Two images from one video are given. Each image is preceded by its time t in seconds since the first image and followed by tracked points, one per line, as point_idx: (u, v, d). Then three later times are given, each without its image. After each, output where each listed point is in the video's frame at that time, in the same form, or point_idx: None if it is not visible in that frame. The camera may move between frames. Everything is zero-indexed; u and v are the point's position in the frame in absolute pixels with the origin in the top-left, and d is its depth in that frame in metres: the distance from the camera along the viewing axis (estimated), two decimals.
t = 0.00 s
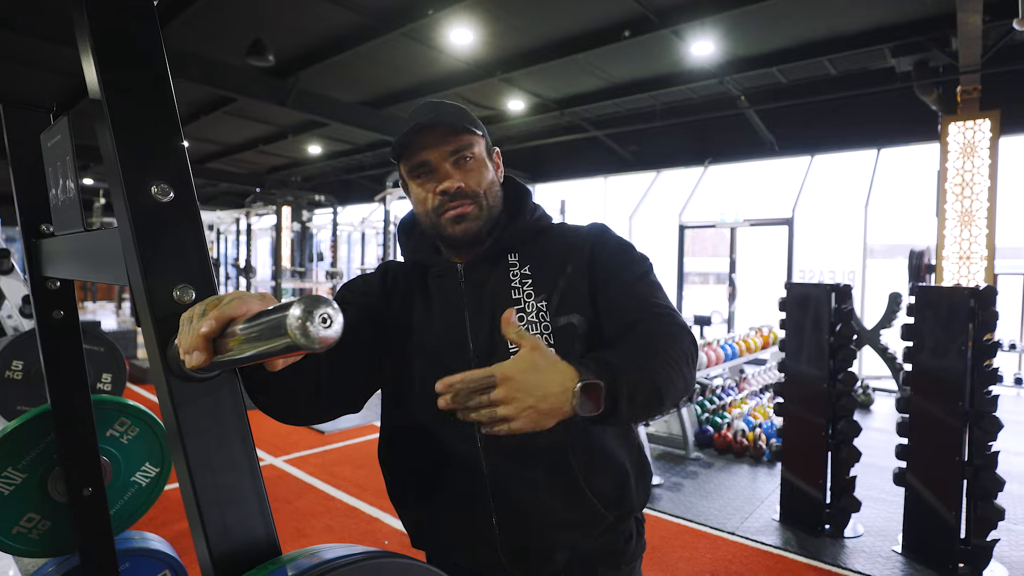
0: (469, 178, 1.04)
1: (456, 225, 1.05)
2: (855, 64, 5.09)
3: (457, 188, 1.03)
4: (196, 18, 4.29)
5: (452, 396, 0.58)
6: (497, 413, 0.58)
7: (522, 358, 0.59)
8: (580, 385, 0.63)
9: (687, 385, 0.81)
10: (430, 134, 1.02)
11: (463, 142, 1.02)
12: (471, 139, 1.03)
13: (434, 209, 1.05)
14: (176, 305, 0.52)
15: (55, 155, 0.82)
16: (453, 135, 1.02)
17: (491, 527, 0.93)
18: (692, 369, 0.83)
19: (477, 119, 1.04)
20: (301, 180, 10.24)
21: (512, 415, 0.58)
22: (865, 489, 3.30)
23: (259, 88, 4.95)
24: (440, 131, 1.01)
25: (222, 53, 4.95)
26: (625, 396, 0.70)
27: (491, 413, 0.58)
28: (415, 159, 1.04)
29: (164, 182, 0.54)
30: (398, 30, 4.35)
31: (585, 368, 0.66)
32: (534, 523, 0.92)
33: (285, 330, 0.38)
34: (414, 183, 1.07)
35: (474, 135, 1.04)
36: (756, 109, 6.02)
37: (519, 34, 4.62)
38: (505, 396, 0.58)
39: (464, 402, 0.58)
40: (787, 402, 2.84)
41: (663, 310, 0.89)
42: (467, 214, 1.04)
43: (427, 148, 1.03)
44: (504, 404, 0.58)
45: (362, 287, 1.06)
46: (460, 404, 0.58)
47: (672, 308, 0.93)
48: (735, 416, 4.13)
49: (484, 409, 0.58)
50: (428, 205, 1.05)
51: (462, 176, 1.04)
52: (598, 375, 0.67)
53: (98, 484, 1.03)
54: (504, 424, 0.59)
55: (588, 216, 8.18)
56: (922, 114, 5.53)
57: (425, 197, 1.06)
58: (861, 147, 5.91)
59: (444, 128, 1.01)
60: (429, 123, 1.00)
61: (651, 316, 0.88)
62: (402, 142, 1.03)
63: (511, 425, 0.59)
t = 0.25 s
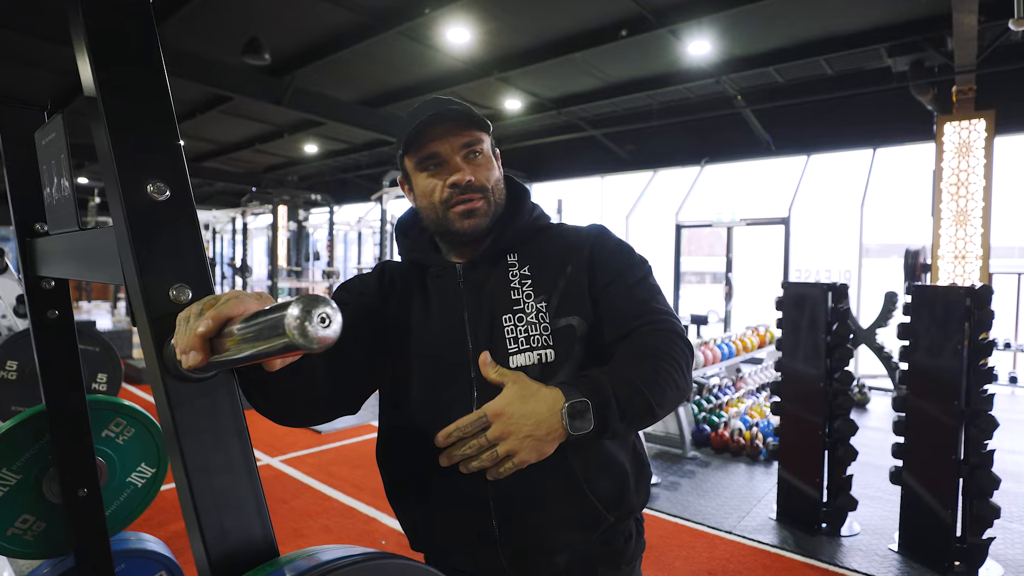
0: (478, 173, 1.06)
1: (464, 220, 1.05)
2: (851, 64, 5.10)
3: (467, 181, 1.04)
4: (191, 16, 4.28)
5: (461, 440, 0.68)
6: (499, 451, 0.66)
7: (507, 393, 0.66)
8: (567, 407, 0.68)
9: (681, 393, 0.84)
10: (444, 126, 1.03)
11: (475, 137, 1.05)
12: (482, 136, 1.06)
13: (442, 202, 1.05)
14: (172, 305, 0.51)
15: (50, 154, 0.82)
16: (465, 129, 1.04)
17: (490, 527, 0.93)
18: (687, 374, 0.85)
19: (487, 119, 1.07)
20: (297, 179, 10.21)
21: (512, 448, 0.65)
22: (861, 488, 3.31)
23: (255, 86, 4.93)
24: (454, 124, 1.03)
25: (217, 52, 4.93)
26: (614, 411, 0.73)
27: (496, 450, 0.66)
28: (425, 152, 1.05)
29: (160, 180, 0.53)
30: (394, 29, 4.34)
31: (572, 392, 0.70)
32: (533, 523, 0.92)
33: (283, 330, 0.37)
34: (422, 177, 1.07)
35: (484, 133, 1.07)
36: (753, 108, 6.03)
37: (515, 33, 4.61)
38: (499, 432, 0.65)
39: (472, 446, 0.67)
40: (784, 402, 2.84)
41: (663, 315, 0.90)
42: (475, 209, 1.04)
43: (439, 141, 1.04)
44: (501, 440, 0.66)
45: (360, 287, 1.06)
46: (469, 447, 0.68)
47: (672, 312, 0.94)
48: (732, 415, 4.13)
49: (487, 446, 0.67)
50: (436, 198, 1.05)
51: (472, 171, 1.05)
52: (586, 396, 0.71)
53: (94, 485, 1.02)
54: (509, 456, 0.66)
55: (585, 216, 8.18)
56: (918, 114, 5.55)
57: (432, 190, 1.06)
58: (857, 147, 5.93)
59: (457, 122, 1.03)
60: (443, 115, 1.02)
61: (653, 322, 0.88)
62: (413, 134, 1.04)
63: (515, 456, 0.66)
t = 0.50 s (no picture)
0: (481, 168, 1.06)
1: (467, 214, 1.04)
2: (846, 64, 5.11)
3: (470, 175, 1.04)
4: (186, 15, 4.26)
5: (457, 443, 0.67)
6: (496, 452, 0.65)
7: (505, 395, 0.66)
8: (565, 409, 0.68)
9: (680, 391, 0.84)
10: (448, 119, 1.04)
11: (478, 133, 1.06)
12: (485, 132, 1.07)
13: (444, 196, 1.04)
14: (169, 304, 0.51)
15: (44, 152, 0.81)
16: (469, 125, 1.05)
17: (488, 528, 0.93)
18: (685, 374, 0.85)
19: (490, 117, 1.09)
20: (293, 178, 10.18)
21: (511, 449, 0.65)
22: (857, 486, 3.33)
23: (250, 86, 4.91)
24: (458, 118, 1.05)
25: (212, 51, 4.91)
26: (612, 412, 0.73)
27: (493, 451, 0.66)
28: (429, 145, 1.06)
29: (157, 179, 0.53)
30: (390, 28, 4.34)
31: (570, 393, 0.70)
32: (532, 523, 0.92)
33: (280, 328, 0.37)
34: (425, 171, 1.07)
35: (486, 130, 1.08)
36: (749, 108, 6.04)
37: (512, 33, 4.61)
38: (497, 435, 0.65)
39: (469, 447, 0.67)
40: (781, 401, 2.84)
41: (662, 316, 0.91)
42: (477, 203, 1.04)
43: (443, 135, 1.05)
44: (500, 443, 0.65)
45: (357, 286, 1.05)
46: (466, 448, 0.67)
47: (672, 312, 0.94)
48: (728, 414, 4.14)
49: (485, 448, 0.66)
50: (438, 191, 1.05)
51: (474, 165, 1.06)
52: (585, 398, 0.71)
53: (89, 486, 1.02)
54: (509, 458, 0.66)
55: (581, 215, 8.18)
56: (913, 114, 5.58)
57: (435, 183, 1.05)
58: (853, 146, 5.95)
59: (461, 117, 1.05)
60: (448, 109, 1.03)
61: (652, 323, 0.88)
62: (416, 128, 1.05)
63: (514, 457, 0.66)
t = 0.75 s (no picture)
0: (481, 166, 1.06)
1: (466, 213, 1.04)
2: (843, 63, 5.12)
3: (469, 174, 1.04)
4: (182, 13, 4.25)
5: (458, 438, 0.67)
6: (496, 447, 0.65)
7: (505, 390, 0.66)
8: (565, 404, 0.67)
9: (680, 388, 0.84)
10: (449, 118, 1.04)
11: (477, 132, 1.06)
12: (485, 131, 1.07)
13: (443, 194, 1.04)
14: (165, 302, 0.50)
15: (39, 150, 0.80)
16: (468, 124, 1.05)
17: (487, 526, 0.93)
18: (685, 371, 0.85)
19: (490, 115, 1.08)
20: (289, 177, 10.16)
21: (511, 444, 0.65)
22: (854, 484, 3.34)
23: (247, 84, 4.90)
24: (458, 117, 1.04)
25: (208, 49, 4.89)
26: (612, 409, 0.73)
27: (493, 446, 0.66)
28: (428, 144, 1.05)
29: (152, 176, 0.52)
30: (387, 26, 4.33)
31: (570, 389, 0.70)
32: (531, 520, 0.92)
33: (279, 327, 0.37)
34: (424, 170, 1.07)
35: (486, 129, 1.08)
36: (746, 107, 6.05)
37: (509, 31, 4.60)
38: (497, 430, 0.65)
39: (470, 442, 0.67)
40: (777, 399, 2.85)
41: (661, 313, 0.91)
42: (477, 201, 1.04)
43: (443, 133, 1.05)
44: (500, 437, 0.65)
45: (354, 284, 1.05)
46: (466, 443, 0.67)
47: (670, 309, 0.94)
48: (725, 413, 4.15)
49: (485, 443, 0.66)
50: (437, 190, 1.05)
51: (474, 164, 1.06)
52: (585, 394, 0.71)
53: (85, 485, 1.01)
54: (509, 453, 0.66)
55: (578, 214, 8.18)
56: (909, 113, 5.60)
57: (434, 182, 1.05)
58: (849, 145, 5.96)
59: (460, 116, 1.04)
60: (448, 108, 1.03)
61: (652, 320, 0.88)
62: (417, 125, 1.04)
63: (514, 453, 0.66)
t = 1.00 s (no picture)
0: (478, 165, 1.06)
1: (463, 212, 1.04)
2: (839, 62, 5.13)
3: (467, 172, 1.04)
4: (178, 11, 4.23)
5: (456, 439, 0.67)
6: (496, 448, 0.65)
7: (505, 389, 0.65)
8: (565, 403, 0.67)
9: (677, 385, 0.84)
10: (446, 117, 1.04)
11: (475, 130, 1.06)
12: (482, 130, 1.07)
13: (441, 193, 1.04)
14: (162, 300, 0.50)
15: (35, 149, 0.80)
16: (466, 122, 1.05)
17: (485, 525, 0.93)
18: (683, 369, 0.85)
19: (488, 114, 1.08)
20: (286, 176, 10.14)
21: (511, 444, 0.65)
22: (850, 482, 3.35)
23: (243, 83, 4.89)
24: (456, 116, 1.04)
25: (204, 47, 4.88)
26: (611, 407, 0.73)
27: (493, 447, 0.65)
28: (426, 142, 1.05)
29: (149, 173, 0.52)
30: (384, 24, 4.32)
31: (570, 387, 0.70)
32: (529, 519, 0.92)
33: (277, 325, 0.37)
34: (422, 168, 1.07)
35: (483, 127, 1.08)
36: (743, 106, 6.05)
37: (506, 30, 4.60)
38: (496, 429, 0.64)
39: (470, 442, 0.66)
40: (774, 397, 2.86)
41: (658, 311, 0.91)
42: (474, 200, 1.03)
43: (441, 132, 1.04)
44: (499, 437, 0.65)
45: (351, 282, 1.04)
46: (466, 443, 0.66)
47: (667, 307, 0.94)
48: (723, 411, 4.16)
49: (484, 443, 0.66)
50: (435, 188, 1.04)
51: (472, 163, 1.05)
52: (584, 393, 0.71)
53: (81, 485, 1.01)
54: (509, 453, 0.65)
55: (575, 212, 8.19)
56: (905, 112, 5.62)
57: (432, 180, 1.05)
58: (845, 144, 5.98)
59: (458, 114, 1.04)
60: (446, 106, 1.03)
61: (650, 318, 0.89)
62: (414, 124, 1.04)
63: (513, 453, 0.65)
